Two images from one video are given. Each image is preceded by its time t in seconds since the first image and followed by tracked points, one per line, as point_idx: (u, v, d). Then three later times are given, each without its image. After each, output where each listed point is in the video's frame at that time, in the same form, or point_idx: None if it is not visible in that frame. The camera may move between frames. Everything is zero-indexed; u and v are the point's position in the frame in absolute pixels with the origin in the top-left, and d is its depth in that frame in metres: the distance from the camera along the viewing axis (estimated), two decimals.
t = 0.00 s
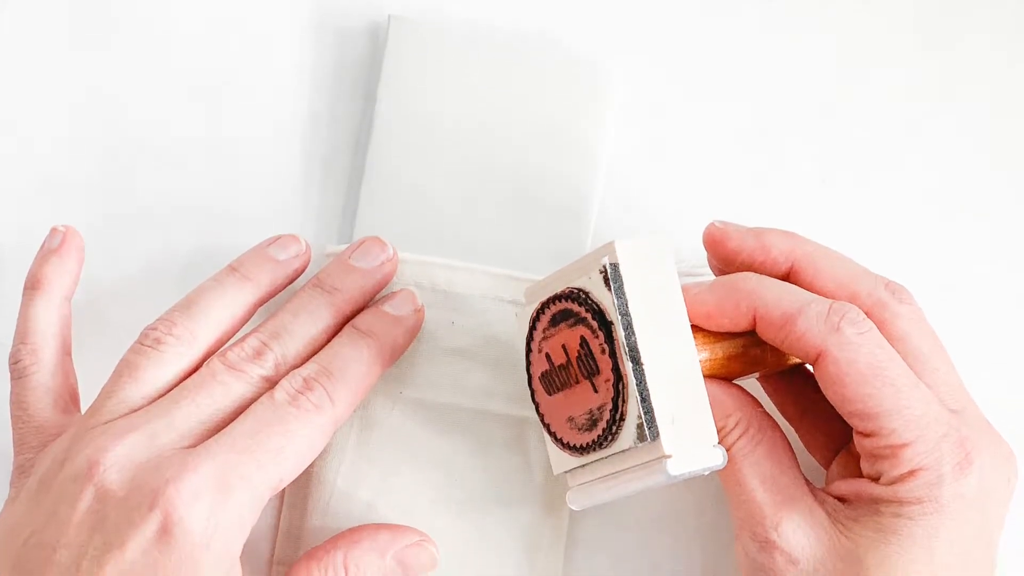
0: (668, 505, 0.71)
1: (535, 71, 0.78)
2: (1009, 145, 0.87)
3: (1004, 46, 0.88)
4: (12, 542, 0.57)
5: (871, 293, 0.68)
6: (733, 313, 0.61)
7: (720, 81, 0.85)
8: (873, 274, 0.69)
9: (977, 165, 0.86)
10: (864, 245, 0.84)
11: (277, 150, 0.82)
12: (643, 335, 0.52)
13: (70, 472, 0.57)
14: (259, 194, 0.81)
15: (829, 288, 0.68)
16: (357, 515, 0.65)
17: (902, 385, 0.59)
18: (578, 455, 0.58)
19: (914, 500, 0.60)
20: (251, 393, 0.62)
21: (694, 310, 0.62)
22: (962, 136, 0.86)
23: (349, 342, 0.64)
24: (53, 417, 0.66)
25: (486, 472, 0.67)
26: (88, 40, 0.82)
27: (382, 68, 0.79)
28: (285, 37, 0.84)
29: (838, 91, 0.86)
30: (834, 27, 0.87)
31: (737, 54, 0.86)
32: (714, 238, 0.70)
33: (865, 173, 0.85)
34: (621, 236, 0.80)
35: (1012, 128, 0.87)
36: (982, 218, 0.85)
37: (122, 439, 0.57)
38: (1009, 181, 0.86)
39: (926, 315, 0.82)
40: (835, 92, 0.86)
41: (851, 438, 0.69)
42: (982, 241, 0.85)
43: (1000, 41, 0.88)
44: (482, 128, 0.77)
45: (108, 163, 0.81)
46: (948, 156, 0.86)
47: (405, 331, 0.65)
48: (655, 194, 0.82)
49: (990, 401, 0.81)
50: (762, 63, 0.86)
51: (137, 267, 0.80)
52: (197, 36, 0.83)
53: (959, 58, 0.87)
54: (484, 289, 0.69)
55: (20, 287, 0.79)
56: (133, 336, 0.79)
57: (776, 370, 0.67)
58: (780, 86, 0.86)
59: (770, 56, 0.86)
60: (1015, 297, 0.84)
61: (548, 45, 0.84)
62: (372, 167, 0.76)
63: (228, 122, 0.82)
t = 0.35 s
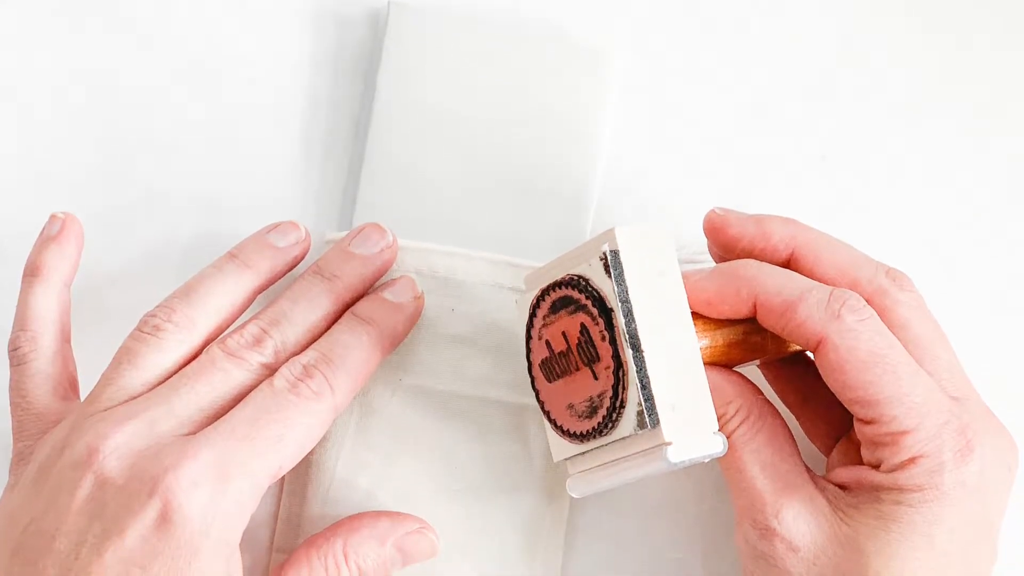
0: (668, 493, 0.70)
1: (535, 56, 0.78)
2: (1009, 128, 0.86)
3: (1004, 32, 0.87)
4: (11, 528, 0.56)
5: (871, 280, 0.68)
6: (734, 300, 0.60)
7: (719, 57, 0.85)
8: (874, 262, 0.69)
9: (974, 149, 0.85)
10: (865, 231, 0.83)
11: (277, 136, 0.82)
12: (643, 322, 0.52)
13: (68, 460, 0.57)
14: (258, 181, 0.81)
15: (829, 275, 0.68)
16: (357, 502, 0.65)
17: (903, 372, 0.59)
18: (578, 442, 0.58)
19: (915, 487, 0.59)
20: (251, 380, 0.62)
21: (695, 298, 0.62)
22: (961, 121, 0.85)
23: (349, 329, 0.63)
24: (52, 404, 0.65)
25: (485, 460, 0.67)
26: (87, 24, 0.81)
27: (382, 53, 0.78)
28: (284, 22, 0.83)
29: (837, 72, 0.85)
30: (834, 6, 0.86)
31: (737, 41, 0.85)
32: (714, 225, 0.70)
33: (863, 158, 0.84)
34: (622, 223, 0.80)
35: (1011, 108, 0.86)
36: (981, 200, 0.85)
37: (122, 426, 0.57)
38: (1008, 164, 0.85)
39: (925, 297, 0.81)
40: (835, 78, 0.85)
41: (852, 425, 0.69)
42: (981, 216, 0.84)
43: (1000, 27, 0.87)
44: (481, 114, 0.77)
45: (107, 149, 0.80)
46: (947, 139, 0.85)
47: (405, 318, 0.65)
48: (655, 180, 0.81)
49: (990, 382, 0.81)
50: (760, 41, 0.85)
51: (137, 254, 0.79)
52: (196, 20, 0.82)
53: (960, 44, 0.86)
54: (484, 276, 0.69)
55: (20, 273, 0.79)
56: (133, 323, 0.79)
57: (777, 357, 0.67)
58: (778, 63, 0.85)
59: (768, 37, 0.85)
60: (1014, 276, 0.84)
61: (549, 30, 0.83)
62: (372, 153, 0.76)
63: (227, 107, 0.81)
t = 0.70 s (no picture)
0: (669, 480, 0.70)
1: (535, 41, 0.77)
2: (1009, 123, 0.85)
3: (1003, 20, 0.86)
4: (9, 515, 0.56)
5: (872, 267, 0.67)
6: (734, 288, 0.60)
7: (720, 45, 0.84)
8: (875, 249, 0.69)
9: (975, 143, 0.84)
10: (866, 219, 0.82)
11: (277, 122, 0.81)
12: (643, 309, 0.51)
13: (67, 448, 0.57)
14: (259, 167, 0.81)
15: (830, 262, 0.67)
16: (357, 489, 0.65)
17: (903, 360, 0.59)
18: (578, 429, 0.57)
19: (916, 474, 0.59)
20: (250, 367, 0.62)
21: (695, 284, 0.61)
22: (962, 109, 0.85)
23: (348, 316, 0.63)
24: (51, 391, 0.65)
25: (485, 447, 0.67)
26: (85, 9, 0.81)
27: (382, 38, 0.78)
28: (284, 7, 0.82)
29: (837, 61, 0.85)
30: None
31: (737, 27, 0.84)
32: (714, 212, 0.70)
33: (864, 145, 0.84)
34: (623, 210, 0.79)
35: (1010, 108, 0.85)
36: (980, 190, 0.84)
37: (121, 414, 0.57)
38: (1008, 163, 0.84)
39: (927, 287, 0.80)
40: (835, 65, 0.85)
41: (853, 412, 0.69)
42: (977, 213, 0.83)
43: (999, 15, 0.86)
44: (480, 100, 0.76)
45: (105, 135, 0.80)
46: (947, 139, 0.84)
47: (405, 305, 0.65)
48: (655, 167, 0.81)
49: (993, 375, 0.80)
50: (760, 32, 0.84)
51: (137, 241, 0.79)
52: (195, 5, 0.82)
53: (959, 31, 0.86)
54: (484, 263, 0.69)
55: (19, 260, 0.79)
56: (132, 311, 0.78)
57: (777, 344, 0.67)
58: (776, 55, 0.84)
59: (769, 21, 0.85)
60: (1013, 276, 0.83)
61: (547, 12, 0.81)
62: (371, 139, 0.75)
63: (227, 93, 0.81)
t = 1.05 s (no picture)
0: (669, 467, 0.70)
1: (535, 24, 0.76)
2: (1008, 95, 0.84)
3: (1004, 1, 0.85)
4: (9, 502, 0.56)
5: (873, 254, 0.67)
6: (734, 275, 0.60)
7: (721, 28, 0.83)
8: (876, 235, 0.68)
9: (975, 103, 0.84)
10: (867, 204, 0.82)
11: (276, 109, 0.81)
12: (643, 295, 0.51)
13: (66, 435, 0.56)
14: (258, 154, 0.80)
15: (831, 249, 0.67)
16: (357, 477, 0.65)
17: (904, 347, 0.58)
18: (578, 417, 0.57)
19: (916, 462, 0.59)
20: (250, 354, 0.62)
21: (695, 271, 0.61)
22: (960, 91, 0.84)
23: (348, 303, 0.63)
24: (50, 377, 0.65)
25: (486, 434, 0.67)
26: None
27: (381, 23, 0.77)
28: None
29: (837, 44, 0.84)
30: None
31: (738, 9, 0.83)
32: (715, 199, 0.69)
33: (864, 129, 0.83)
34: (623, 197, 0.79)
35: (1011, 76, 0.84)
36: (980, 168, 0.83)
37: (120, 401, 0.57)
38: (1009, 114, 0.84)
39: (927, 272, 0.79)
40: (835, 46, 0.84)
41: (853, 399, 0.68)
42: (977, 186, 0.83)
43: None
44: (479, 85, 0.75)
45: (104, 121, 0.79)
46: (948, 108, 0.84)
47: (404, 292, 0.65)
48: (655, 153, 0.80)
49: (993, 362, 0.79)
50: (761, 15, 0.84)
51: (136, 229, 0.79)
52: None
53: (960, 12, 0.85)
54: (484, 250, 0.69)
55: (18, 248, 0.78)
56: (131, 298, 0.78)
57: (778, 331, 0.66)
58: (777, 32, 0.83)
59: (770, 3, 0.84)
60: (1013, 259, 0.82)
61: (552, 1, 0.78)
62: (370, 124, 0.75)
63: (226, 79, 0.81)
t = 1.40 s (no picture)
0: (668, 454, 0.70)
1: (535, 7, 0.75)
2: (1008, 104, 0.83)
3: None
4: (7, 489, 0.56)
5: (874, 242, 0.66)
6: (734, 262, 0.59)
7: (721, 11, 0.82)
8: (876, 222, 0.68)
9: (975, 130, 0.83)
10: (868, 192, 0.81)
11: (275, 94, 0.80)
12: (643, 282, 0.51)
13: (66, 422, 0.56)
14: (257, 140, 0.80)
15: (831, 236, 0.67)
16: (356, 464, 0.65)
17: (905, 333, 0.58)
18: (579, 404, 0.57)
19: (917, 449, 0.59)
20: (250, 341, 0.62)
21: (695, 259, 0.60)
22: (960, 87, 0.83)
23: (348, 290, 0.63)
24: (49, 364, 0.65)
25: (485, 421, 0.67)
26: None
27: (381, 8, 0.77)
28: None
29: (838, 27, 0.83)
30: None
31: None
32: (716, 185, 0.68)
33: (864, 119, 0.82)
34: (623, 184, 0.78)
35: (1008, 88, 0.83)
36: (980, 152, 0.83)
37: (120, 387, 0.57)
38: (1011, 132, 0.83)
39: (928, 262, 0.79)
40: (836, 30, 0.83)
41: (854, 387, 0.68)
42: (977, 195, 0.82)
43: None
44: (479, 70, 0.75)
45: (102, 105, 0.79)
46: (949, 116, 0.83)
47: (404, 278, 0.64)
48: (655, 140, 0.79)
49: (993, 355, 0.78)
50: None
51: (136, 215, 0.78)
52: None
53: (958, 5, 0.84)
54: (483, 237, 0.68)
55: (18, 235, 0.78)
56: (130, 286, 0.78)
57: (778, 318, 0.66)
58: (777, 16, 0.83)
59: None
60: (1013, 259, 0.81)
61: None
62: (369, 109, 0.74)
63: (225, 65, 0.80)
